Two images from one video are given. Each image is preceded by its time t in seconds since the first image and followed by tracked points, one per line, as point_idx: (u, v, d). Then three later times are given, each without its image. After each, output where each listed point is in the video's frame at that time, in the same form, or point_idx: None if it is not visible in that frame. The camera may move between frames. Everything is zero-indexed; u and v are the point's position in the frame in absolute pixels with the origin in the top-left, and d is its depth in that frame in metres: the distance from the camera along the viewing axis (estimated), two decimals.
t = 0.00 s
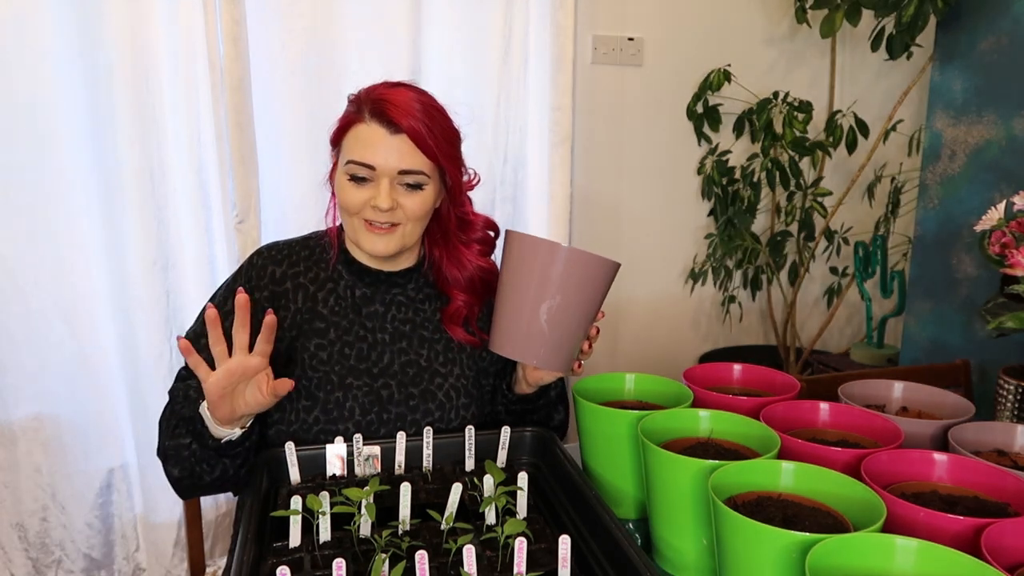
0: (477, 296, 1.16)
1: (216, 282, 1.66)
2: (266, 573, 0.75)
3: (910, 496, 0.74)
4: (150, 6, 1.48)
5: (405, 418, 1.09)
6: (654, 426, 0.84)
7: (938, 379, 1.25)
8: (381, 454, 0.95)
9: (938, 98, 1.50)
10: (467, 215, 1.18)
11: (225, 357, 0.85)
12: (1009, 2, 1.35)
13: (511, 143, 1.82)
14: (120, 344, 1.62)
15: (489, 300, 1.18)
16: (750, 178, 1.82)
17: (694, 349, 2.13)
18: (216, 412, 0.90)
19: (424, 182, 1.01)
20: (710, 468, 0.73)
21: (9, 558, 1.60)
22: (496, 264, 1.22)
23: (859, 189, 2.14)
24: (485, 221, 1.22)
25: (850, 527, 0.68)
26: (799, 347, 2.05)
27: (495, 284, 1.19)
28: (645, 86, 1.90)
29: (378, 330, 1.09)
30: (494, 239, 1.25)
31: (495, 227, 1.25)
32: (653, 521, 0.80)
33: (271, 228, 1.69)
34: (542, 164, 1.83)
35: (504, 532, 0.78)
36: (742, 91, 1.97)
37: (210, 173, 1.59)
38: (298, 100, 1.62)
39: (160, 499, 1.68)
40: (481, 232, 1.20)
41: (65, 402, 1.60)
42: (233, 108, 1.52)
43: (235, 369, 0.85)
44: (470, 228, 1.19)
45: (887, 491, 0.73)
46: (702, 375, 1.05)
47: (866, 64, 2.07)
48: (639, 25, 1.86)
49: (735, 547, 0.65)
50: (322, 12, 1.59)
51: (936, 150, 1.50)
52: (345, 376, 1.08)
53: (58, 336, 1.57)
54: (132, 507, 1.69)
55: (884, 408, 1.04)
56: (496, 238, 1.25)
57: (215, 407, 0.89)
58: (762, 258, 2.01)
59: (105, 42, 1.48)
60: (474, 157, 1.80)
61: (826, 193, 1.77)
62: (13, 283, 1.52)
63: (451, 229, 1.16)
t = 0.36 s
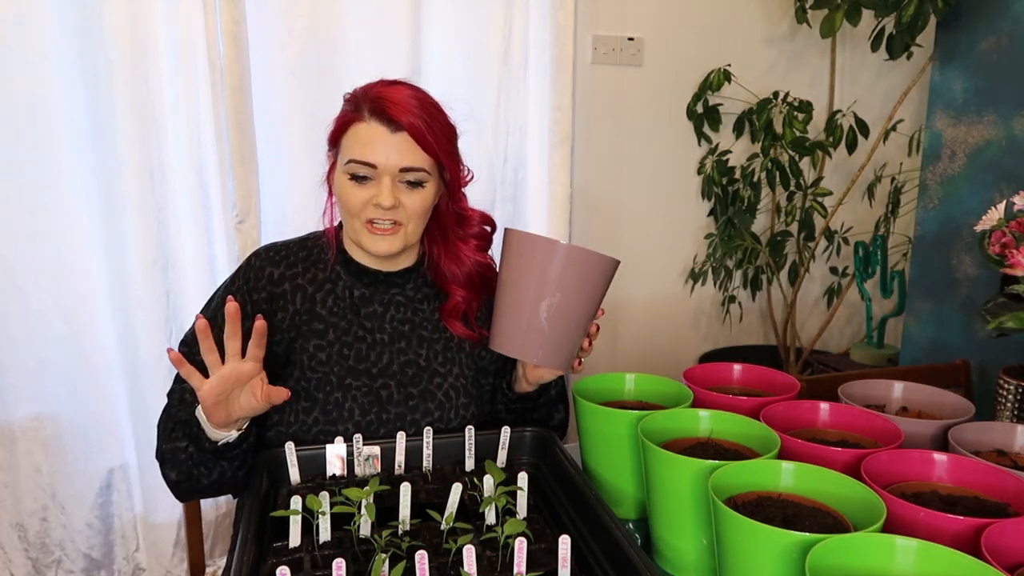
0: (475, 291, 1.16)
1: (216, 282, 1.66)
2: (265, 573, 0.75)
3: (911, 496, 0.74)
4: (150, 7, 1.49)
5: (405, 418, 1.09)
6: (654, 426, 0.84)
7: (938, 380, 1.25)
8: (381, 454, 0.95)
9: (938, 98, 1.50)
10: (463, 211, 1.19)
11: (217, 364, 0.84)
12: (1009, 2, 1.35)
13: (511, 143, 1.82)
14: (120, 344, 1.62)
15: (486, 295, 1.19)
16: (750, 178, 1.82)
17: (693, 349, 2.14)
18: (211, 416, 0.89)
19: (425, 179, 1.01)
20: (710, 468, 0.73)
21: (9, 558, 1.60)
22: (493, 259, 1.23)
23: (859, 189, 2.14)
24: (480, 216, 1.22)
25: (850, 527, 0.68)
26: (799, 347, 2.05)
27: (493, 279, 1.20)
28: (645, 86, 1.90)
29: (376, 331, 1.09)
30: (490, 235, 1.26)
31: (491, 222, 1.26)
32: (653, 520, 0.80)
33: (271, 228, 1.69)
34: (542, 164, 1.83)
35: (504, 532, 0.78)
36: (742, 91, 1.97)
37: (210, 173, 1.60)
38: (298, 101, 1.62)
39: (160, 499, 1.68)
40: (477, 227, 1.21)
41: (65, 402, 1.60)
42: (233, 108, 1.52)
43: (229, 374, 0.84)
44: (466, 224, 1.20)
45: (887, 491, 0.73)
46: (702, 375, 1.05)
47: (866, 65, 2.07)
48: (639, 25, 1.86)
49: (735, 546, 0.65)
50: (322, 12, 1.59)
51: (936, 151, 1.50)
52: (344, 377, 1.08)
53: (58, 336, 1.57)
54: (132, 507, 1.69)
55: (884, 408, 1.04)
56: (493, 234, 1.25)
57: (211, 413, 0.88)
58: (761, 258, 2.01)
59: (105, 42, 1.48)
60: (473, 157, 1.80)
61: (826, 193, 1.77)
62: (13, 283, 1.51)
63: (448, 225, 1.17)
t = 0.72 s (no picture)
0: (478, 293, 1.16)
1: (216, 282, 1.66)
2: (266, 572, 0.75)
3: (910, 496, 0.74)
4: (150, 7, 1.49)
5: (406, 420, 1.09)
6: (654, 426, 0.84)
7: (938, 379, 1.25)
8: (381, 454, 0.95)
9: (937, 98, 1.50)
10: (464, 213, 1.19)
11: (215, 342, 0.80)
12: (1009, 2, 1.35)
13: (511, 143, 1.82)
14: (120, 344, 1.62)
15: (489, 296, 1.19)
16: (750, 178, 1.82)
17: (694, 349, 2.13)
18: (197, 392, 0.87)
19: (418, 164, 1.02)
20: (710, 468, 0.73)
21: (9, 558, 1.60)
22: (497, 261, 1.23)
23: (859, 189, 2.14)
24: (484, 217, 1.23)
25: (850, 527, 0.68)
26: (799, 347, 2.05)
27: (495, 280, 1.20)
28: (645, 86, 1.90)
29: (379, 331, 1.09)
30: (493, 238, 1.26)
31: (493, 223, 1.26)
32: (653, 520, 0.80)
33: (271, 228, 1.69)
34: (542, 164, 1.83)
35: (504, 533, 0.78)
36: (741, 91, 1.97)
37: (210, 173, 1.60)
38: (297, 101, 1.62)
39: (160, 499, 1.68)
40: (479, 229, 1.22)
41: (65, 401, 1.60)
42: (233, 108, 1.52)
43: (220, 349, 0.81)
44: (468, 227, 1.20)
45: (887, 491, 0.73)
46: (702, 375, 1.05)
47: (866, 65, 2.07)
48: (638, 25, 1.86)
49: (735, 546, 0.65)
50: (322, 12, 1.59)
51: (936, 150, 1.50)
52: (346, 377, 1.08)
53: (58, 336, 1.57)
54: (132, 507, 1.69)
55: (884, 408, 1.04)
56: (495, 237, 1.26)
57: (198, 387, 0.85)
58: (762, 258, 2.01)
59: (105, 42, 1.48)
60: (473, 157, 1.80)
61: (826, 193, 1.77)
62: (13, 282, 1.52)
63: (451, 226, 1.17)
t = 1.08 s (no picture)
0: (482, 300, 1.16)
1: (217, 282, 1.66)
2: (266, 573, 0.75)
3: (910, 496, 0.74)
4: (151, 7, 1.49)
5: (408, 414, 1.08)
6: (654, 426, 0.84)
7: (938, 380, 1.25)
8: (381, 454, 0.95)
9: (937, 98, 1.50)
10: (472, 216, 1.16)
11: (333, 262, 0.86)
12: (1009, 2, 1.35)
13: (511, 143, 1.82)
14: (120, 344, 1.62)
15: (491, 301, 1.18)
16: (750, 178, 1.82)
17: (694, 347, 2.13)
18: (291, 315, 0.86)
19: (394, 147, 1.00)
20: (710, 468, 0.73)
21: (9, 558, 1.60)
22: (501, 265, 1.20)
23: (859, 189, 2.14)
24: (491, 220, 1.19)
25: (850, 527, 0.68)
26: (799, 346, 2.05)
27: (500, 286, 1.18)
28: (645, 86, 1.90)
29: (381, 325, 1.09)
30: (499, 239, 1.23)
31: (501, 225, 1.24)
32: (653, 520, 0.80)
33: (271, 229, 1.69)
34: (542, 164, 1.83)
35: (504, 532, 0.78)
36: (742, 91, 1.97)
37: (210, 173, 1.59)
38: (297, 101, 1.62)
39: (160, 499, 1.68)
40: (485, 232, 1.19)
41: (65, 401, 1.60)
42: (233, 108, 1.52)
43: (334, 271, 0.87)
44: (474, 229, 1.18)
45: (887, 491, 0.73)
46: (702, 375, 1.05)
47: (866, 65, 2.07)
48: (638, 25, 1.86)
49: (736, 546, 0.65)
50: (321, 12, 1.59)
51: (936, 150, 1.50)
52: (349, 369, 1.08)
53: (57, 335, 1.57)
54: (132, 507, 1.69)
55: (884, 408, 1.04)
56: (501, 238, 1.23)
57: (298, 309, 0.86)
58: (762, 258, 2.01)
59: (105, 42, 1.48)
60: (473, 157, 1.80)
61: (826, 193, 1.77)
62: (13, 282, 1.51)
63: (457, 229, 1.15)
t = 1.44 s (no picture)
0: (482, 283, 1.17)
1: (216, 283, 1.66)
2: (265, 573, 0.75)
3: (910, 496, 0.74)
4: (150, 7, 1.49)
5: (407, 414, 1.08)
6: (654, 426, 0.84)
7: (937, 380, 1.25)
8: (381, 454, 0.95)
9: (938, 98, 1.50)
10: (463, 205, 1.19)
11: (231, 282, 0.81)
12: (1009, 2, 1.35)
13: (510, 143, 1.82)
14: (120, 344, 1.62)
15: (492, 288, 1.19)
16: (750, 178, 1.82)
17: (694, 347, 2.13)
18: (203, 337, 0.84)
19: (418, 163, 1.02)
20: (710, 468, 0.73)
21: (9, 558, 1.60)
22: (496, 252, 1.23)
23: (859, 189, 2.14)
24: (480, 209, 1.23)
25: (850, 527, 0.68)
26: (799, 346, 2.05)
27: (497, 271, 1.21)
28: (645, 86, 1.90)
29: (380, 326, 1.10)
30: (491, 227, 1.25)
31: (491, 213, 1.26)
32: (653, 520, 0.80)
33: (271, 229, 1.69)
34: (542, 164, 1.83)
35: (504, 532, 0.78)
36: (741, 91, 1.97)
37: (210, 173, 1.59)
38: (297, 101, 1.62)
39: (160, 499, 1.69)
40: (477, 219, 1.21)
41: (64, 401, 1.60)
42: (233, 108, 1.52)
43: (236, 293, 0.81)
44: (467, 218, 1.20)
45: (887, 491, 0.73)
46: (702, 375, 1.05)
47: (866, 65, 2.07)
48: (638, 25, 1.86)
49: (736, 546, 0.65)
50: (321, 12, 1.59)
51: (936, 150, 1.50)
52: (348, 371, 1.08)
53: (57, 336, 1.57)
54: (132, 507, 1.69)
55: (884, 408, 1.04)
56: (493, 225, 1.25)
57: (205, 328, 0.83)
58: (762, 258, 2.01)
59: (105, 43, 1.48)
60: (473, 157, 1.80)
61: (826, 193, 1.77)
62: (13, 281, 1.52)
63: (450, 217, 1.18)
